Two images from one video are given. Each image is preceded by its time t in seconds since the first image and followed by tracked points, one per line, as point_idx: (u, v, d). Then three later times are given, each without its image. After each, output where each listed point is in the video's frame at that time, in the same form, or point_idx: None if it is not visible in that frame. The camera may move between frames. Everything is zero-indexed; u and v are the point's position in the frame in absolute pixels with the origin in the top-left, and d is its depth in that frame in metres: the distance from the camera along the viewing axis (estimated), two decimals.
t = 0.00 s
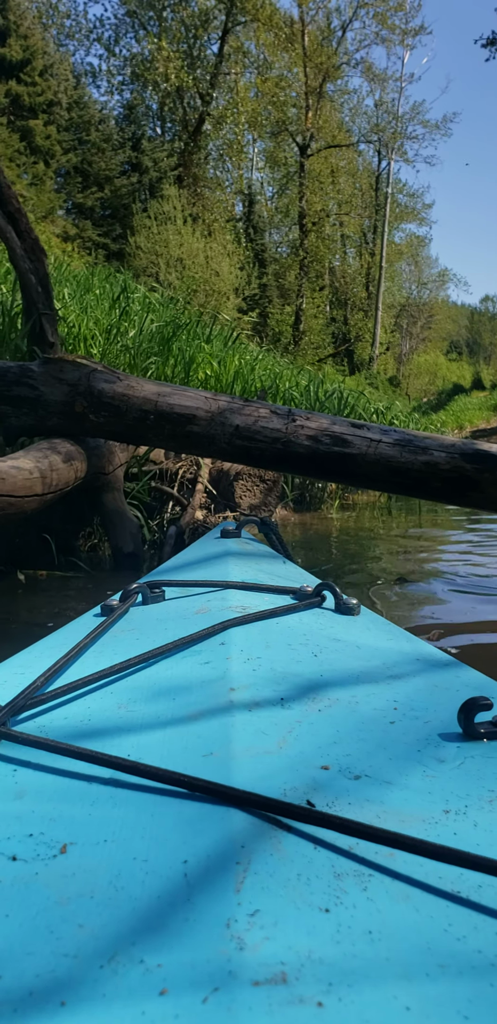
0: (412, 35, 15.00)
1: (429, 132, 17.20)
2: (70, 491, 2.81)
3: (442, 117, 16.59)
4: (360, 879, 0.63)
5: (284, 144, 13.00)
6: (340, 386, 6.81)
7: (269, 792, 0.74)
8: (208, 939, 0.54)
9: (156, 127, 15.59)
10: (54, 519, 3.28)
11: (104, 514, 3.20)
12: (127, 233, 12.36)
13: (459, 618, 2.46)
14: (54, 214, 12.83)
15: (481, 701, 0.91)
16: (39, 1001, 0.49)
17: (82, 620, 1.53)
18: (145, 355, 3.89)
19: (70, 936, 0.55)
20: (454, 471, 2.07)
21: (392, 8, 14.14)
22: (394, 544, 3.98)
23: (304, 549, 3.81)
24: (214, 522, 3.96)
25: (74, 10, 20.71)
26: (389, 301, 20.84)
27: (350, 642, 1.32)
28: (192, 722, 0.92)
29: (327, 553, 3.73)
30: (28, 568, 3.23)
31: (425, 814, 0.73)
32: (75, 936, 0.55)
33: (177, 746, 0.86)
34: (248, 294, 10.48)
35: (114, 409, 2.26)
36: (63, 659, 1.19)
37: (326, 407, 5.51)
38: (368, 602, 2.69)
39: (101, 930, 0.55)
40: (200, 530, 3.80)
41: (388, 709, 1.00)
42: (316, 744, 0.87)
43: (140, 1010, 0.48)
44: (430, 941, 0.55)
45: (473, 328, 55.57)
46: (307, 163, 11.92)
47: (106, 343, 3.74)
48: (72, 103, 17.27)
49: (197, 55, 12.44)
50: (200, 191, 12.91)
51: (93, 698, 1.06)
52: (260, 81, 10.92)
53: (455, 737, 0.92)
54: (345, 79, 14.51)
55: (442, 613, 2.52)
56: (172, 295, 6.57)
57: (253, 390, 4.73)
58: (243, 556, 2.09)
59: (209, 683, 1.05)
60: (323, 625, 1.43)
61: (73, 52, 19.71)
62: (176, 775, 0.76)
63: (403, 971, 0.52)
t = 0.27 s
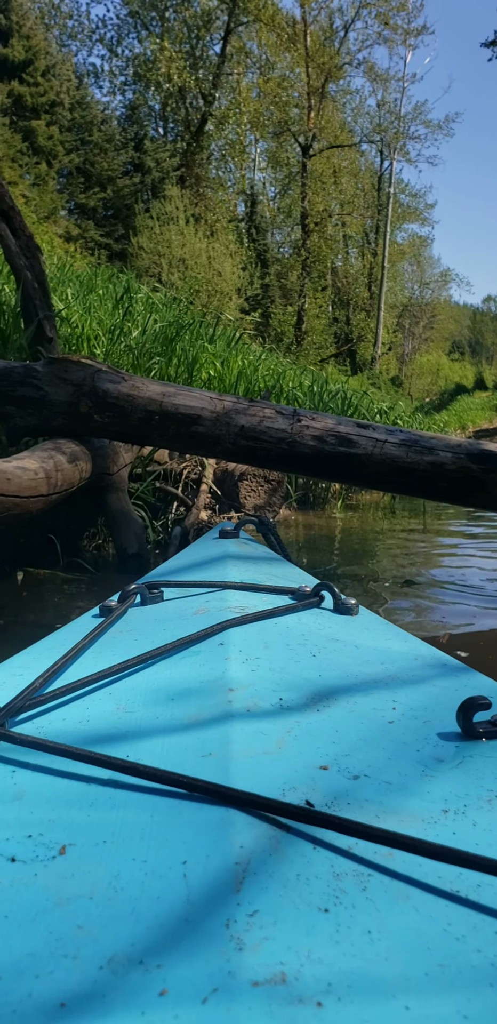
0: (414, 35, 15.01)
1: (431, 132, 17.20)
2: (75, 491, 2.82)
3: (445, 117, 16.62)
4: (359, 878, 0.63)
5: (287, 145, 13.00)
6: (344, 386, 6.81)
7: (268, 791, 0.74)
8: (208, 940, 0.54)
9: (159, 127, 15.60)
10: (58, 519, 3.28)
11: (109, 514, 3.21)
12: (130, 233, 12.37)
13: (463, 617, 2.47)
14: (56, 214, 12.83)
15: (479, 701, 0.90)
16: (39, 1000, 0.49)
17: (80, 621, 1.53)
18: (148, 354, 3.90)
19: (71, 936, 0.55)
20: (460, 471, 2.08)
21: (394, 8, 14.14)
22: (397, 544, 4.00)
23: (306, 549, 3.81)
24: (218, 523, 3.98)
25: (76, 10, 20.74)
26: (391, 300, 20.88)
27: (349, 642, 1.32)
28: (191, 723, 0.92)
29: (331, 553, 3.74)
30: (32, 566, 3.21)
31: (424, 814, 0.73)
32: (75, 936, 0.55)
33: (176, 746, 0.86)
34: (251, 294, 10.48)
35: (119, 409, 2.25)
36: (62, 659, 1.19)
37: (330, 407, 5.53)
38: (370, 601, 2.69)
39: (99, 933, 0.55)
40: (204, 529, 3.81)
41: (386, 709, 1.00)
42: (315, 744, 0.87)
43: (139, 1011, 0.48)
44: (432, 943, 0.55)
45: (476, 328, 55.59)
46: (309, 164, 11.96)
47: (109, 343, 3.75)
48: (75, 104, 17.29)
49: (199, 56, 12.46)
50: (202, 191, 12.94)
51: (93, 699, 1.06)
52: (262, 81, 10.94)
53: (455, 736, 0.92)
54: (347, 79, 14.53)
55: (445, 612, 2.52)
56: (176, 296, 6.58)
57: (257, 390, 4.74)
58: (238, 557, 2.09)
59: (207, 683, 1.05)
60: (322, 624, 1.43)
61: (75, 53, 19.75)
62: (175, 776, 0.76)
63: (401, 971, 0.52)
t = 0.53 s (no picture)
0: (416, 36, 15.07)
1: (432, 131, 17.27)
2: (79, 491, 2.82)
3: (447, 117, 16.67)
4: (359, 878, 0.63)
5: (289, 145, 13.07)
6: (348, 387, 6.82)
7: (269, 792, 0.74)
8: (207, 940, 0.54)
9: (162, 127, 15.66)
10: (63, 519, 3.29)
11: (113, 515, 3.20)
12: (132, 233, 12.41)
13: (464, 618, 2.47)
14: (59, 214, 12.86)
15: (478, 701, 0.90)
16: (38, 1001, 0.49)
17: (80, 621, 1.53)
18: (151, 354, 3.91)
19: (69, 937, 0.55)
20: (466, 471, 2.09)
21: (396, 8, 14.23)
22: (399, 544, 3.99)
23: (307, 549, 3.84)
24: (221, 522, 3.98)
25: (79, 11, 20.80)
26: (393, 301, 20.93)
27: (349, 642, 1.32)
28: (190, 723, 0.92)
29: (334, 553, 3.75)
30: (36, 566, 3.22)
31: (424, 813, 0.73)
32: (75, 936, 0.55)
33: (174, 747, 0.86)
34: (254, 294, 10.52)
35: (124, 410, 2.25)
36: (62, 659, 1.19)
37: (334, 406, 5.54)
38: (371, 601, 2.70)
39: (98, 933, 0.55)
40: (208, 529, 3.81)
41: (385, 709, 1.00)
42: (315, 745, 0.87)
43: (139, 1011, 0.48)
44: (429, 943, 0.55)
45: (477, 329, 55.64)
46: (312, 164, 12.01)
47: (112, 343, 3.76)
48: (78, 104, 17.35)
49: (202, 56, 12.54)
50: (205, 191, 12.99)
51: (93, 699, 1.06)
52: (266, 81, 11.05)
53: (454, 736, 0.92)
54: (349, 79, 14.60)
55: (446, 613, 2.52)
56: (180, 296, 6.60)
57: (260, 390, 4.76)
58: (236, 557, 2.09)
59: (206, 683, 1.05)
60: (321, 625, 1.43)
61: (78, 53, 19.79)
62: (174, 775, 0.76)
63: (402, 973, 0.52)
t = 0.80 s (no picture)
0: (418, 35, 15.07)
1: (435, 131, 17.26)
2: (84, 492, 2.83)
3: (450, 117, 16.69)
4: (356, 879, 0.63)
5: (292, 145, 13.09)
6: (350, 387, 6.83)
7: (266, 792, 0.74)
8: (203, 940, 0.54)
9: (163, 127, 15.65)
10: (67, 519, 3.30)
11: (118, 514, 3.19)
12: (135, 233, 12.41)
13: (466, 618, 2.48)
14: (61, 214, 12.86)
15: (478, 701, 0.90)
16: (35, 1001, 0.49)
17: (78, 621, 1.53)
18: (155, 354, 3.91)
19: (67, 937, 0.55)
20: (472, 471, 2.13)
21: (398, 8, 14.23)
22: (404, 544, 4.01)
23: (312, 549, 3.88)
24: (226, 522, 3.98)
25: (81, 9, 20.79)
26: (395, 300, 20.93)
27: (347, 643, 1.32)
28: (189, 723, 0.92)
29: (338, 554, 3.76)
30: (41, 566, 3.20)
31: (422, 814, 0.73)
32: (73, 937, 0.55)
33: (171, 747, 0.86)
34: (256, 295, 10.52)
35: (129, 409, 2.23)
36: (59, 659, 1.19)
37: (337, 406, 5.55)
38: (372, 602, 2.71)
39: (97, 932, 0.55)
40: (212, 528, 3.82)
41: (383, 710, 1.00)
42: (313, 745, 0.87)
43: (137, 1010, 0.48)
44: (428, 942, 0.55)
45: (480, 328, 55.65)
46: (314, 164, 12.03)
47: (116, 344, 3.76)
48: (80, 104, 17.37)
49: (204, 56, 12.54)
50: (207, 191, 13.00)
51: (91, 699, 1.06)
52: (267, 81, 11.00)
53: (452, 737, 0.92)
54: (351, 79, 14.60)
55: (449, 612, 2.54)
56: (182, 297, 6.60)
57: (263, 390, 4.76)
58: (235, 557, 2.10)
59: (205, 683, 1.05)
60: (319, 625, 1.43)
61: (80, 53, 19.78)
62: (169, 775, 0.76)
63: (398, 974, 0.52)
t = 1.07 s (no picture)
0: (421, 36, 15.06)
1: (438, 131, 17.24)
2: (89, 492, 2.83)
3: (452, 117, 16.69)
4: (356, 878, 0.63)
5: (294, 146, 13.08)
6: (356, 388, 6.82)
7: (265, 791, 0.74)
8: (203, 942, 0.53)
9: (166, 128, 15.63)
10: (73, 519, 3.30)
11: (122, 515, 3.21)
12: (137, 233, 12.39)
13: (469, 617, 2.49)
14: (64, 215, 12.84)
15: (476, 700, 0.90)
16: (34, 1000, 0.49)
17: (77, 621, 1.53)
18: (158, 355, 3.91)
19: (66, 937, 0.55)
20: (478, 471, 2.14)
21: (401, 7, 14.21)
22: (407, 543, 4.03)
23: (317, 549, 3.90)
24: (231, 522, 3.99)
25: (83, 9, 20.78)
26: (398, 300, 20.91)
27: (346, 642, 1.32)
28: (188, 722, 0.92)
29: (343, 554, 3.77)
30: (48, 568, 3.22)
31: (420, 813, 0.73)
32: (73, 936, 0.55)
33: (170, 746, 0.86)
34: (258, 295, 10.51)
35: (134, 410, 2.23)
36: (58, 659, 1.19)
37: (341, 407, 5.55)
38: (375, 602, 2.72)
39: (97, 931, 0.55)
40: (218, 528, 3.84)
41: (382, 709, 1.00)
42: (312, 744, 0.87)
43: (136, 1010, 0.47)
44: (427, 941, 0.55)
45: (481, 328, 55.61)
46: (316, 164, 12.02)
47: (119, 344, 3.76)
48: (82, 105, 17.35)
49: (207, 56, 12.52)
50: (210, 192, 12.99)
51: (90, 699, 1.06)
52: (269, 82, 10.98)
53: (451, 735, 0.91)
54: (354, 79, 14.58)
55: (451, 612, 2.55)
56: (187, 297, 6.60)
57: (266, 391, 4.77)
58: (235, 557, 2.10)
59: (204, 683, 1.05)
60: (318, 624, 1.43)
61: (83, 54, 19.75)
62: (168, 774, 0.76)
63: (399, 972, 0.52)
